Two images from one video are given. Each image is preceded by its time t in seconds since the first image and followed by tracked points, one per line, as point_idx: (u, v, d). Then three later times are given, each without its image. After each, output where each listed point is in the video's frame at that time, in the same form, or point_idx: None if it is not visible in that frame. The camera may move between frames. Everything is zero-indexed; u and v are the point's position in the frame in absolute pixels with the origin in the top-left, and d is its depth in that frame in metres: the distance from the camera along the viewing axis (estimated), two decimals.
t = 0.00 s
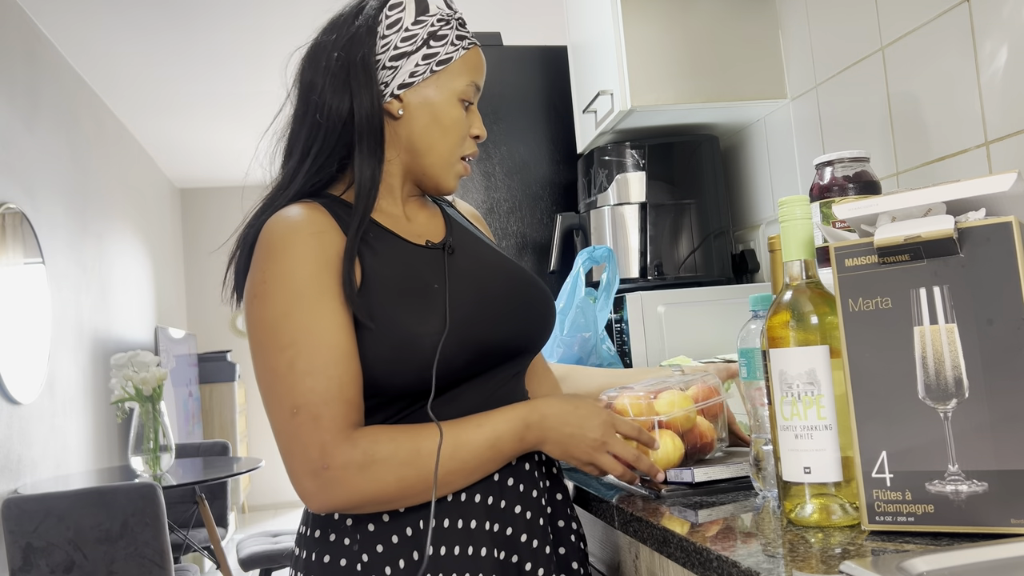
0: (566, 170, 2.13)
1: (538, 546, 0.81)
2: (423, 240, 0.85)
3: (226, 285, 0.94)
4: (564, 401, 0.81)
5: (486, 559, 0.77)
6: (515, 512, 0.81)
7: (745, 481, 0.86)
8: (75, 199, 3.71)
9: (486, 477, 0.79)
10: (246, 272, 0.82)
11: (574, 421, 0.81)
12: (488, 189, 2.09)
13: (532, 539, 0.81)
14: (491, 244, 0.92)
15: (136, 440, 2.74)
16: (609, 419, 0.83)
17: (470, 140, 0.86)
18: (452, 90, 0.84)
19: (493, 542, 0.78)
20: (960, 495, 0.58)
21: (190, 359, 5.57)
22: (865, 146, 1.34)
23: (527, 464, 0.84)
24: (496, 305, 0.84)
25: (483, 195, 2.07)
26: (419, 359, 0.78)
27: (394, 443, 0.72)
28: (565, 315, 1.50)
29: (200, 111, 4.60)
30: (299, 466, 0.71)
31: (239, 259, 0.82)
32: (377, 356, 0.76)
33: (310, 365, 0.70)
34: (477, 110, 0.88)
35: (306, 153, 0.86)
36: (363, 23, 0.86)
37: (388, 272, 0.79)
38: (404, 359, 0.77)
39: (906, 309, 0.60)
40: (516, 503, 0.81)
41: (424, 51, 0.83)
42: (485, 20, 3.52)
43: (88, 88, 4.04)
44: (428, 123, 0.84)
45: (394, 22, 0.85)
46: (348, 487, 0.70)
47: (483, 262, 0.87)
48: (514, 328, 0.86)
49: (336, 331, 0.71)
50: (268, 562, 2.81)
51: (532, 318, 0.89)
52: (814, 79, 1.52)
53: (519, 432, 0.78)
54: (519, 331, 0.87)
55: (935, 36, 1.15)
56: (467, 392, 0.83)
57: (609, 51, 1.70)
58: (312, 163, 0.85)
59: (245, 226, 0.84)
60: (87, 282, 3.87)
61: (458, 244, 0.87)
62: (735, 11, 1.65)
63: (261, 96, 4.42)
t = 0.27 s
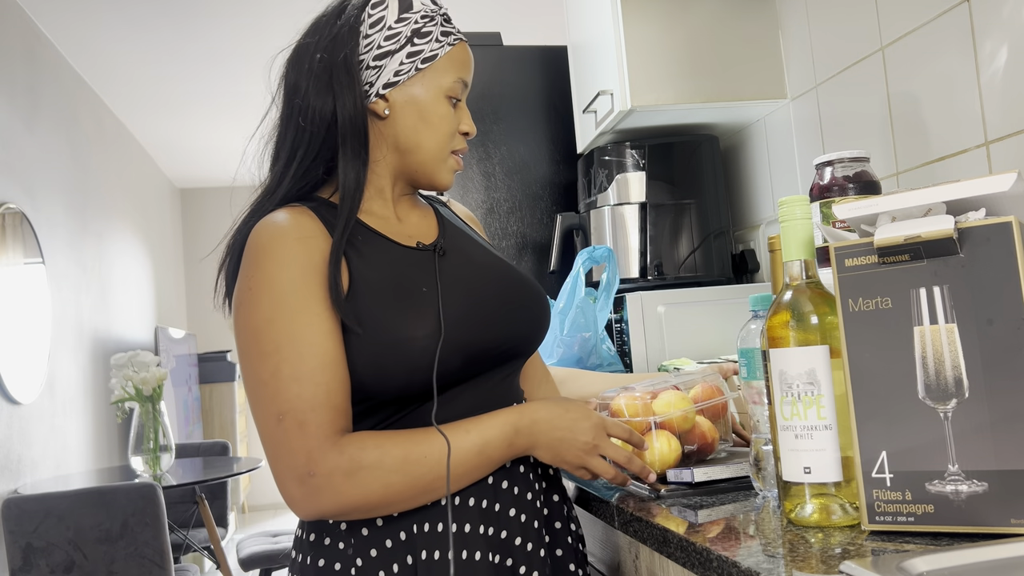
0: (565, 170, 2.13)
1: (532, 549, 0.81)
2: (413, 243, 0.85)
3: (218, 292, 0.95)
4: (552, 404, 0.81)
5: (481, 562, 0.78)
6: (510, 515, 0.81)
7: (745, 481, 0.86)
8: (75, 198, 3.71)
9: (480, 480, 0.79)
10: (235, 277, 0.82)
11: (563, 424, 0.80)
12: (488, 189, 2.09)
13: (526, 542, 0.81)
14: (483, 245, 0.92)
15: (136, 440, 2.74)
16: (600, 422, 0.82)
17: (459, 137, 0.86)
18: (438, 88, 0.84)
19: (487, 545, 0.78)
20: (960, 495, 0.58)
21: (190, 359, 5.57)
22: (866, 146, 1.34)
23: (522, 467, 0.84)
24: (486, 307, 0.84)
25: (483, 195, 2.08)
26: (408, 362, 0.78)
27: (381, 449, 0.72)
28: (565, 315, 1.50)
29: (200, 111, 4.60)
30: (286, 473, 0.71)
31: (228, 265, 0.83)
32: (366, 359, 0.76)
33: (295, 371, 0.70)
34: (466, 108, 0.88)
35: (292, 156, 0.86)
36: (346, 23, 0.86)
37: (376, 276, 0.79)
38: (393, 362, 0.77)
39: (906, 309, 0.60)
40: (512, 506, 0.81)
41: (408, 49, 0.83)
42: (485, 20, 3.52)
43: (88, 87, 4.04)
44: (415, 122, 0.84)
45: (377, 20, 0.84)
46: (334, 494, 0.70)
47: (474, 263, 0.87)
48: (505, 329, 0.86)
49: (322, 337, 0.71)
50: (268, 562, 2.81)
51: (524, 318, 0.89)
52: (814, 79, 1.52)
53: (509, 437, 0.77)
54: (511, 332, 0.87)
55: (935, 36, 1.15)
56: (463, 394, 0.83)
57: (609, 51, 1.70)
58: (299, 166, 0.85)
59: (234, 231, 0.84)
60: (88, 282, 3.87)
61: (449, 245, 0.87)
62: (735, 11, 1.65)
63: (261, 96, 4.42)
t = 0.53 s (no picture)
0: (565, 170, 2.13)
1: (535, 550, 0.81)
2: (410, 245, 0.85)
3: (211, 294, 0.94)
4: (552, 407, 0.81)
5: (484, 563, 0.78)
6: (513, 516, 0.81)
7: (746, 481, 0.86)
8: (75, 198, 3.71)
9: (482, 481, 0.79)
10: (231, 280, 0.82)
11: (563, 427, 0.81)
12: (488, 189, 2.09)
13: (529, 542, 0.81)
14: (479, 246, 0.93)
15: (136, 440, 2.74)
16: (598, 424, 0.83)
17: (453, 137, 0.87)
18: (433, 88, 0.85)
19: (490, 546, 0.79)
20: (960, 495, 0.58)
21: (190, 359, 5.57)
22: (865, 146, 1.34)
23: (524, 468, 0.84)
24: (483, 308, 0.84)
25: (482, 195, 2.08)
26: (406, 364, 0.77)
27: (381, 454, 0.72)
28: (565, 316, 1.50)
29: (199, 110, 4.60)
30: (285, 478, 0.71)
31: (223, 268, 0.83)
32: (364, 363, 0.76)
33: (294, 375, 0.70)
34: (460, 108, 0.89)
35: (285, 157, 0.86)
36: (340, 23, 0.86)
37: (374, 278, 0.79)
38: (391, 364, 0.77)
39: (906, 309, 0.60)
40: (513, 507, 0.81)
41: (403, 49, 0.83)
42: (486, 20, 3.52)
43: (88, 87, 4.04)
44: (411, 122, 0.84)
45: (371, 20, 0.84)
46: (335, 499, 0.70)
47: (470, 264, 0.87)
48: (503, 331, 0.86)
49: (321, 340, 0.71)
50: (268, 562, 2.81)
51: (520, 320, 0.89)
52: (814, 79, 1.52)
53: (509, 440, 0.77)
54: (508, 333, 0.87)
55: (935, 36, 1.15)
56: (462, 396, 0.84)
57: (609, 51, 1.70)
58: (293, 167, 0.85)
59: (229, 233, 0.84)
60: (87, 282, 3.87)
61: (447, 247, 0.87)
62: (735, 11, 1.65)
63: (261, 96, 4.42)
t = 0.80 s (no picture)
0: (566, 170, 2.13)
1: (537, 549, 0.81)
2: (414, 243, 0.85)
3: (213, 293, 0.94)
4: (552, 409, 0.81)
5: (486, 563, 0.78)
6: (514, 516, 0.81)
7: (746, 481, 0.86)
8: (75, 199, 3.71)
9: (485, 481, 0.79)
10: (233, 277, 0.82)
11: (563, 430, 0.81)
12: (488, 189, 2.09)
13: (531, 542, 0.81)
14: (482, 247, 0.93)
15: (136, 440, 2.74)
16: (596, 428, 0.83)
17: (455, 136, 0.87)
18: (435, 87, 0.85)
19: (493, 546, 0.79)
20: (960, 495, 0.58)
21: (190, 359, 5.57)
22: (865, 146, 1.34)
23: (526, 468, 0.84)
24: (486, 307, 0.84)
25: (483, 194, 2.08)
26: (410, 363, 0.77)
27: (380, 452, 0.72)
28: (565, 315, 1.50)
29: (199, 110, 4.60)
30: (283, 474, 0.71)
31: (225, 265, 0.83)
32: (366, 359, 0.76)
33: (295, 371, 0.70)
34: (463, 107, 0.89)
35: (288, 156, 0.86)
36: (343, 21, 0.86)
37: (377, 276, 0.79)
38: (393, 363, 0.77)
39: (906, 309, 0.60)
40: (515, 507, 0.81)
41: (405, 48, 0.83)
42: (485, 20, 3.52)
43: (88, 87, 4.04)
44: (414, 121, 0.84)
45: (374, 19, 0.84)
46: (332, 497, 0.70)
47: (474, 265, 0.87)
48: (505, 330, 0.86)
49: (323, 337, 0.71)
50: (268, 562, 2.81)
51: (522, 320, 0.89)
52: (814, 79, 1.52)
53: (509, 442, 0.77)
54: (510, 332, 0.87)
55: (935, 36, 1.15)
56: (463, 396, 0.84)
57: (608, 51, 1.70)
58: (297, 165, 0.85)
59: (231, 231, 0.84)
60: (88, 282, 3.87)
61: (450, 247, 0.87)
62: (735, 11, 1.65)
63: (261, 95, 4.42)
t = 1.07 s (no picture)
0: (566, 170, 2.13)
1: (540, 548, 0.81)
2: (421, 242, 0.85)
3: (218, 291, 0.94)
4: (554, 411, 0.81)
5: (489, 562, 0.78)
6: (517, 515, 0.81)
7: (746, 481, 0.86)
8: (75, 199, 3.71)
9: (489, 479, 0.79)
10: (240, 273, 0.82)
11: (566, 431, 0.81)
12: (488, 188, 2.09)
13: (534, 541, 0.81)
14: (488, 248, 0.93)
15: (136, 440, 2.74)
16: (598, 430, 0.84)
17: (463, 136, 0.87)
18: (443, 86, 0.85)
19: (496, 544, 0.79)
20: (960, 495, 0.58)
21: (190, 359, 5.57)
22: (865, 147, 1.34)
23: (530, 466, 0.84)
24: (491, 306, 0.84)
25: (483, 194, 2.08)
26: (416, 360, 0.78)
27: (383, 449, 0.72)
28: (565, 315, 1.49)
29: (199, 110, 4.60)
30: (287, 468, 0.70)
31: (232, 262, 0.83)
32: (372, 355, 0.76)
33: (301, 365, 0.70)
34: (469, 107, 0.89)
35: (297, 155, 0.86)
36: (351, 20, 0.86)
37: (385, 273, 0.79)
38: (399, 361, 0.77)
39: (906, 310, 0.60)
40: (518, 506, 0.81)
41: (413, 48, 0.84)
42: (485, 20, 3.52)
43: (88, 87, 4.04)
44: (422, 120, 0.84)
45: (382, 20, 0.85)
46: (335, 491, 0.70)
47: (481, 264, 0.87)
48: (510, 330, 0.86)
49: (330, 332, 0.71)
50: (268, 562, 2.81)
51: (527, 319, 0.89)
52: (814, 79, 1.52)
53: (510, 443, 0.77)
54: (515, 331, 0.87)
55: (935, 36, 1.15)
56: (467, 394, 0.84)
57: (608, 51, 1.70)
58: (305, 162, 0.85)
59: (238, 228, 0.84)
60: (87, 282, 3.87)
61: (457, 247, 0.87)
62: (736, 11, 1.65)
63: (261, 95, 4.42)
